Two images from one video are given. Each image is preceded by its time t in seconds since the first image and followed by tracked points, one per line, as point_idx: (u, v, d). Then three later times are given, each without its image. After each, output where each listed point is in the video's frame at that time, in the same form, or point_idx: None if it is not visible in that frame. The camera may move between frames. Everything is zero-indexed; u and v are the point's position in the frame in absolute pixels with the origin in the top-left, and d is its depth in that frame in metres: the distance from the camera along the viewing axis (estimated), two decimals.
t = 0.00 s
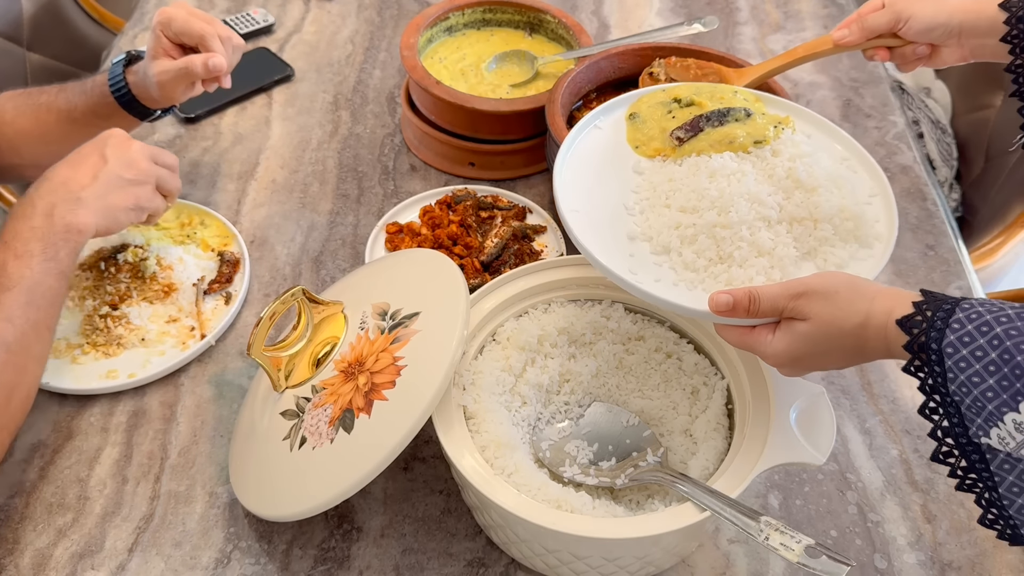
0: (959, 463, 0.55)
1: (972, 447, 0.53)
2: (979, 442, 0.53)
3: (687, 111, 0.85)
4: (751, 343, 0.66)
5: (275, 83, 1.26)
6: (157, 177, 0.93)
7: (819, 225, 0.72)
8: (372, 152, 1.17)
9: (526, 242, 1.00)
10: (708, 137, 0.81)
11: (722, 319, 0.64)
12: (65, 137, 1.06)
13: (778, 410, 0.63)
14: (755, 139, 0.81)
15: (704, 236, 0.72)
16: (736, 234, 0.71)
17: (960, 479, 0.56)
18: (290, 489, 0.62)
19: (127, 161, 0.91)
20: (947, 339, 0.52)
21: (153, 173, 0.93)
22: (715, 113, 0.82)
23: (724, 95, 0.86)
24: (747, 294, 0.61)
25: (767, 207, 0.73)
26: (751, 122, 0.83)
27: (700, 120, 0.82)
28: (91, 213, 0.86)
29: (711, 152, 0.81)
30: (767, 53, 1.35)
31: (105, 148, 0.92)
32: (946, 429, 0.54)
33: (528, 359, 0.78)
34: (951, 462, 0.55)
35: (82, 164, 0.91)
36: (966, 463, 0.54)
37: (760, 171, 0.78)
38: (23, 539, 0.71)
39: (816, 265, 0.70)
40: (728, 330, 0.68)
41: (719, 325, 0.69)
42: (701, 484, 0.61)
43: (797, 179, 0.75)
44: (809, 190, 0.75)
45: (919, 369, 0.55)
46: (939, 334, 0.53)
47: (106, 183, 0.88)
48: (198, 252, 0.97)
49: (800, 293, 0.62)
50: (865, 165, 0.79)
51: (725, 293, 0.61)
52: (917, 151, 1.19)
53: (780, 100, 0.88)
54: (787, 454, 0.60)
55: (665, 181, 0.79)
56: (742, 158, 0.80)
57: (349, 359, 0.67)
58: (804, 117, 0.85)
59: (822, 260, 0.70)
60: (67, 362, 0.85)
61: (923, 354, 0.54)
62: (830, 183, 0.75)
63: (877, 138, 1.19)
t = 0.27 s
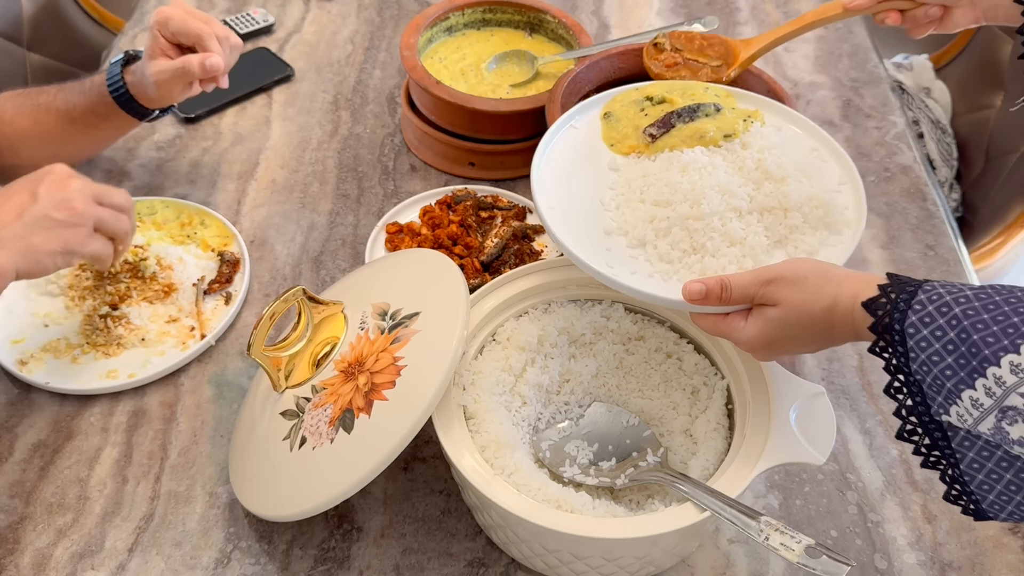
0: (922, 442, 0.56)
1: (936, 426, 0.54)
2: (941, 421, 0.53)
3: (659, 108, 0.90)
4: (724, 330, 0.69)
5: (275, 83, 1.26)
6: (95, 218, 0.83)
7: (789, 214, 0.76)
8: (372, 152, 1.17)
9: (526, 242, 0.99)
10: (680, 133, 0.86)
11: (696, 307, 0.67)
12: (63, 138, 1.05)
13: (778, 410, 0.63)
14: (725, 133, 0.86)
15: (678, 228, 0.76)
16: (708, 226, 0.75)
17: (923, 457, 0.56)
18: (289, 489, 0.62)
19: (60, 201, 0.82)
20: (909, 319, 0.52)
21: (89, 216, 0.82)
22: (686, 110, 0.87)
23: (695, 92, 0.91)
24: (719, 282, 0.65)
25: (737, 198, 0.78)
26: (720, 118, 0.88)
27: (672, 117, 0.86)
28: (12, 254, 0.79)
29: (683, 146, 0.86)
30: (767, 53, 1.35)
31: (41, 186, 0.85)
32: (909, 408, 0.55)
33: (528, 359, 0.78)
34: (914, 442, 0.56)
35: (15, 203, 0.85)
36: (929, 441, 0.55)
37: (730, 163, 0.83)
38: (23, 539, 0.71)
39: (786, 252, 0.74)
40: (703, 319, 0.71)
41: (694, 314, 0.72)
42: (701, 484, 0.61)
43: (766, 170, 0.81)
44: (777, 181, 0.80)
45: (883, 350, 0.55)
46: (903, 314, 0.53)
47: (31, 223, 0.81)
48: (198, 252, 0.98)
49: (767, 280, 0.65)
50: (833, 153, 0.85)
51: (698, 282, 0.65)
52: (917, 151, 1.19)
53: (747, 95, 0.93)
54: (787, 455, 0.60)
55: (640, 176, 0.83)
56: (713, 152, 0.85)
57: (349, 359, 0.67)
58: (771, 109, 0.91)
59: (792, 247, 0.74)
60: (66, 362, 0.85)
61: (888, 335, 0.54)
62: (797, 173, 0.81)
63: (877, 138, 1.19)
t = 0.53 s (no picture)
0: (891, 409, 0.57)
1: (903, 393, 0.55)
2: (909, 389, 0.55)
3: (637, 86, 0.91)
4: (701, 302, 0.71)
5: (275, 83, 1.26)
6: (87, 237, 0.83)
7: (764, 189, 0.76)
8: (372, 152, 1.17)
9: (526, 242, 0.99)
10: (658, 111, 0.86)
11: (673, 280, 0.68)
12: (63, 142, 1.05)
13: (778, 410, 0.63)
14: (702, 112, 0.86)
15: (655, 203, 0.76)
16: (686, 200, 0.75)
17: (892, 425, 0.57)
18: (289, 488, 0.62)
19: (53, 219, 0.83)
20: (878, 289, 0.54)
21: (83, 234, 0.83)
22: (664, 88, 0.87)
23: (674, 72, 0.92)
24: (695, 255, 0.65)
25: (714, 173, 0.78)
26: (698, 97, 0.88)
27: (650, 95, 0.87)
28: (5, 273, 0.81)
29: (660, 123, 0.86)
30: (767, 53, 1.35)
31: (36, 204, 0.86)
32: (879, 376, 0.56)
33: (528, 359, 0.77)
34: (884, 409, 0.57)
35: (9, 223, 0.86)
36: (898, 409, 0.56)
37: (707, 140, 0.82)
38: (23, 539, 0.71)
39: (763, 227, 0.74)
40: (681, 292, 0.72)
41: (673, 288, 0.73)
42: (700, 484, 0.61)
43: (743, 147, 0.80)
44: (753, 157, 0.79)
45: (853, 320, 0.56)
46: (872, 285, 0.54)
47: (25, 243, 0.82)
48: (198, 252, 0.98)
49: (744, 252, 0.66)
50: (810, 134, 0.85)
51: (675, 255, 0.65)
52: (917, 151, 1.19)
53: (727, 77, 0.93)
54: (787, 454, 0.60)
55: (618, 152, 0.83)
56: (690, 128, 0.84)
57: (349, 359, 0.67)
58: (747, 90, 0.91)
59: (769, 222, 0.74)
60: (66, 361, 0.85)
61: (857, 306, 0.56)
62: (773, 151, 0.80)
63: (877, 138, 1.19)
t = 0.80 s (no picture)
0: (896, 409, 0.57)
1: (907, 394, 0.55)
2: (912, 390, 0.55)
3: (631, 82, 0.90)
4: (702, 304, 0.71)
5: (275, 83, 1.25)
6: (179, 207, 0.90)
7: (762, 185, 0.77)
8: (372, 152, 1.17)
9: (526, 242, 0.99)
10: (653, 107, 0.86)
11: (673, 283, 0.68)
12: (64, 143, 1.05)
13: (778, 410, 0.63)
14: (698, 107, 0.86)
15: (653, 203, 0.76)
16: (684, 200, 0.76)
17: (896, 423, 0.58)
18: (289, 489, 0.62)
19: (148, 191, 0.90)
20: (880, 290, 0.54)
21: (175, 203, 0.90)
22: (659, 83, 0.87)
23: (667, 65, 0.91)
24: (695, 257, 0.65)
25: (711, 171, 0.78)
26: (693, 90, 0.88)
27: (645, 90, 0.86)
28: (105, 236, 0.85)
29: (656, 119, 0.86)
30: (767, 53, 1.35)
31: (128, 174, 0.91)
32: (882, 376, 0.56)
33: (528, 359, 0.77)
34: (888, 409, 0.57)
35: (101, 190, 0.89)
36: (901, 409, 0.56)
37: (704, 137, 0.83)
38: (23, 540, 0.71)
39: (761, 224, 0.75)
40: (681, 294, 0.72)
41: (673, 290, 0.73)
42: (700, 484, 0.61)
43: (739, 143, 0.81)
44: (750, 152, 0.80)
45: (856, 320, 0.56)
46: (875, 286, 0.54)
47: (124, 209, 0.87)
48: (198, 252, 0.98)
49: (745, 254, 0.66)
50: (805, 123, 0.85)
51: (675, 257, 0.65)
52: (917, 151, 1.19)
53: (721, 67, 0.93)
54: (786, 454, 0.60)
55: (614, 151, 0.83)
56: (687, 124, 0.84)
57: (349, 359, 0.67)
58: (743, 81, 0.91)
59: (767, 219, 0.75)
60: (65, 361, 0.85)
61: (860, 306, 0.56)
62: (771, 145, 0.80)
63: (876, 138, 1.19)
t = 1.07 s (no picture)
0: (898, 427, 0.57)
1: (910, 412, 0.55)
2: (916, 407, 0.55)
3: (626, 97, 0.90)
4: (701, 320, 0.71)
5: (275, 83, 1.26)
6: (203, 201, 0.96)
7: (760, 201, 0.77)
8: (372, 152, 1.17)
9: (526, 242, 0.99)
10: (649, 123, 0.86)
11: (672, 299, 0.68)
12: (64, 140, 1.05)
13: (778, 410, 0.63)
14: (693, 122, 0.86)
15: (650, 219, 0.76)
16: (680, 215, 0.75)
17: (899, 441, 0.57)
18: (289, 490, 0.62)
19: (174, 184, 0.95)
20: (882, 306, 0.54)
21: (200, 197, 0.95)
22: (653, 99, 0.87)
23: (662, 81, 0.91)
24: (694, 273, 0.65)
25: (708, 187, 0.78)
26: (688, 107, 0.88)
27: (639, 106, 0.86)
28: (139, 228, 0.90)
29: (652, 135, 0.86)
30: (767, 53, 1.35)
31: (156, 170, 0.98)
32: (885, 394, 0.56)
33: (528, 359, 0.77)
34: (890, 427, 0.57)
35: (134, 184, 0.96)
36: (905, 426, 0.56)
37: (701, 152, 0.83)
38: (23, 539, 0.71)
39: (759, 240, 0.75)
40: (680, 309, 0.72)
41: (672, 305, 0.73)
42: (700, 484, 0.61)
43: (736, 158, 0.81)
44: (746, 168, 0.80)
45: (858, 336, 0.56)
46: (876, 302, 0.54)
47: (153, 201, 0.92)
48: (199, 252, 0.98)
49: (746, 272, 0.66)
50: (801, 139, 0.86)
51: (673, 274, 0.65)
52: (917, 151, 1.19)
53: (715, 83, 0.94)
54: (786, 454, 0.60)
55: (610, 168, 0.83)
56: (683, 139, 0.85)
57: (349, 359, 0.67)
58: (738, 96, 0.92)
59: (764, 235, 0.75)
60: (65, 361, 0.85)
61: (862, 322, 0.56)
62: (767, 160, 0.80)
63: (876, 138, 1.19)
